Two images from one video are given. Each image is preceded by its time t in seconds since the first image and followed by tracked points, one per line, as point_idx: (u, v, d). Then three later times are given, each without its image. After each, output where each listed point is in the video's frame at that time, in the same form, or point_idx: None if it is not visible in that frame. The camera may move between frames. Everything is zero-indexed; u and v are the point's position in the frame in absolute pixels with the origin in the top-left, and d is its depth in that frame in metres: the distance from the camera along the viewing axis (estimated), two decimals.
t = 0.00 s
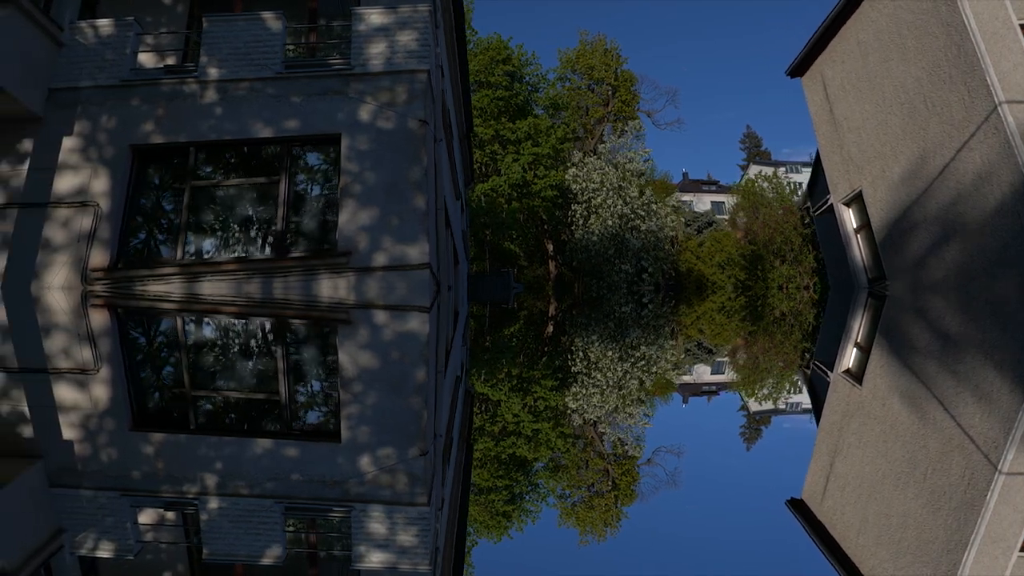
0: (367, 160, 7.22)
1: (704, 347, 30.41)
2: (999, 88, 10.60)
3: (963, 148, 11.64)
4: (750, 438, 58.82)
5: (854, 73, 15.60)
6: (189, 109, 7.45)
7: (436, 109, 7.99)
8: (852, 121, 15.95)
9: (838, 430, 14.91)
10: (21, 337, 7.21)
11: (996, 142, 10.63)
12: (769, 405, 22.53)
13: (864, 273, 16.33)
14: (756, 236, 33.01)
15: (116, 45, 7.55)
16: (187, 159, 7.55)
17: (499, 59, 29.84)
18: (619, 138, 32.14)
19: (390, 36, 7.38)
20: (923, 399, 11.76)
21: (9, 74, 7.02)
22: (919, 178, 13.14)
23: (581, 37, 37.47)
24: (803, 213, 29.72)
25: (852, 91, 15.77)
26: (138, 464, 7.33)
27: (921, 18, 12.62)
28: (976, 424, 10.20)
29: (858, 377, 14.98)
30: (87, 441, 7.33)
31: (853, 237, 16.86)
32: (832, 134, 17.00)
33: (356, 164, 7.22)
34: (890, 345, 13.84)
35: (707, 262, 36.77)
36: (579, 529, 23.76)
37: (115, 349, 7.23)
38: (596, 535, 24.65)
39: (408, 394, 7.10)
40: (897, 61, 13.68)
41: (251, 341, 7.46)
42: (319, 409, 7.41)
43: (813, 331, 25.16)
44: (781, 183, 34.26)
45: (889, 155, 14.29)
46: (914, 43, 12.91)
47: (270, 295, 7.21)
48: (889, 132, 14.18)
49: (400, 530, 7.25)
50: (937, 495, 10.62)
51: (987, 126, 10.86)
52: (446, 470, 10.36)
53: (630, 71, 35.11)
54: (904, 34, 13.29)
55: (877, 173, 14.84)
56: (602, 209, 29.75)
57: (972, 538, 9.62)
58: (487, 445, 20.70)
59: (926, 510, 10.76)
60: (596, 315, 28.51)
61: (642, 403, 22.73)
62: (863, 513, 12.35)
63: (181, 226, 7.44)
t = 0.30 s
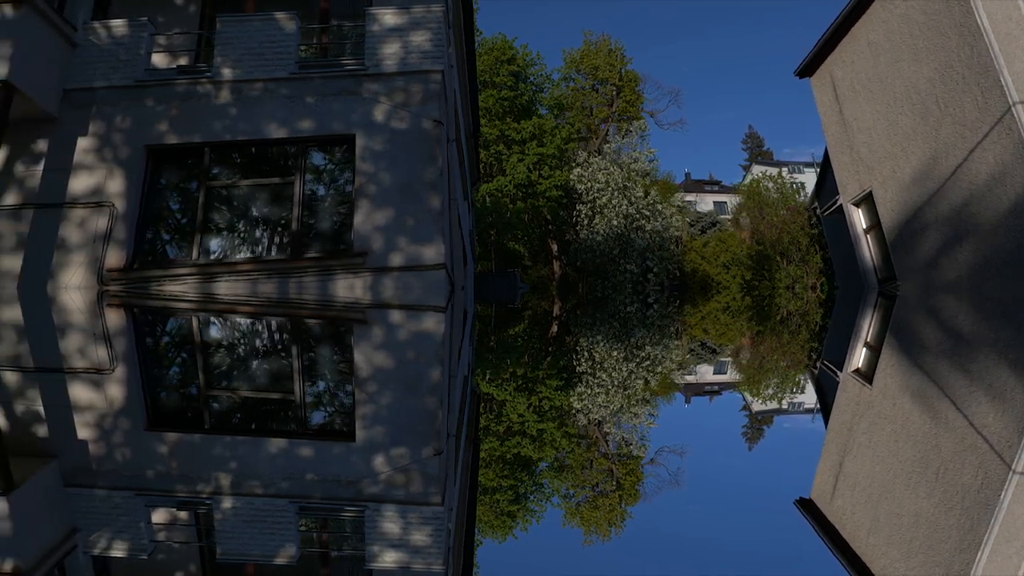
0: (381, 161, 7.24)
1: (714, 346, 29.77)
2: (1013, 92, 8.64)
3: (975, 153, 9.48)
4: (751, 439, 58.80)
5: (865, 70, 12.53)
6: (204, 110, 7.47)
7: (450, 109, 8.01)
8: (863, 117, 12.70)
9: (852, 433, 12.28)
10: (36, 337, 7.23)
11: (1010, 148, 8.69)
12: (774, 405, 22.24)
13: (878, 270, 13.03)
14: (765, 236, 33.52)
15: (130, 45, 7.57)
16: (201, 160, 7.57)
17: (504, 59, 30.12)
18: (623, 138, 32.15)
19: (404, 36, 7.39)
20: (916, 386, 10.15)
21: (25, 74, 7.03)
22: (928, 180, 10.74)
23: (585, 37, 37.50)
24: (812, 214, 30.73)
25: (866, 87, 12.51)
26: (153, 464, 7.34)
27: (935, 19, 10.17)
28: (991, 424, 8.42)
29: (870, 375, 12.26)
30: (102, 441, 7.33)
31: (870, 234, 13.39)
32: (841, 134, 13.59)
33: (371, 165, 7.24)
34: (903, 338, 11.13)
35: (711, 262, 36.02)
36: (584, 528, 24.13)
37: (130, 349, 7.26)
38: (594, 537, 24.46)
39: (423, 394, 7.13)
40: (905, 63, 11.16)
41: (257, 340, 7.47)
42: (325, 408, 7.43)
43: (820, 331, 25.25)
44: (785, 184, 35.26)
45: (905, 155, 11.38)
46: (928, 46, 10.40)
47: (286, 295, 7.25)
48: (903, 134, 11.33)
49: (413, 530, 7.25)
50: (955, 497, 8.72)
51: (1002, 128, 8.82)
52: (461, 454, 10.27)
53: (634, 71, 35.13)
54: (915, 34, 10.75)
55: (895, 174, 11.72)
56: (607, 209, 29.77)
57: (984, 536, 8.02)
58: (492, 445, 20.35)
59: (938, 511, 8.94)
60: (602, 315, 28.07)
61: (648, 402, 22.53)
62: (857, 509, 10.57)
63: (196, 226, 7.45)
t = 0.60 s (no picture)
0: (392, 161, 7.26)
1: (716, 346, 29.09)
2: None
3: (984, 154, 9.48)
4: (752, 438, 58.80)
5: (871, 71, 12.56)
6: (215, 109, 7.47)
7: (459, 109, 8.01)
8: (870, 117, 12.71)
9: (859, 434, 12.04)
10: (47, 337, 7.22)
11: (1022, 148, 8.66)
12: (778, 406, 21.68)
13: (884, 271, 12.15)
14: (767, 236, 33.18)
15: (141, 45, 7.57)
16: (212, 159, 7.58)
17: (507, 59, 30.13)
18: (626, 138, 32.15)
19: (414, 36, 7.40)
20: (925, 386, 10.13)
21: (36, 74, 7.03)
22: (937, 180, 10.74)
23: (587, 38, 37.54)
24: (818, 212, 30.55)
25: (872, 87, 12.51)
26: (164, 464, 7.33)
27: (944, 20, 10.15)
28: (999, 424, 8.43)
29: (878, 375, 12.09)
30: (113, 441, 7.33)
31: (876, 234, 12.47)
32: (848, 135, 13.59)
33: (382, 165, 7.25)
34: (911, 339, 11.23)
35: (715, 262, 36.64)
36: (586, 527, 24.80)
37: (141, 348, 7.27)
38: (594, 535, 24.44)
39: (433, 393, 7.14)
40: (913, 64, 11.12)
41: (260, 341, 7.49)
42: (328, 409, 7.45)
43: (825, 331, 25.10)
44: (788, 183, 35.44)
45: (913, 156, 11.36)
46: (936, 46, 10.38)
47: (297, 295, 7.25)
48: (912, 136, 11.32)
49: (423, 530, 7.23)
50: (964, 496, 8.64)
51: (1013, 128, 8.79)
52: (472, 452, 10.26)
53: (637, 71, 35.11)
54: (924, 35, 10.73)
55: (904, 174, 11.70)
56: (611, 209, 29.73)
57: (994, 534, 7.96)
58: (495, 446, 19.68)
59: (946, 511, 8.86)
60: (605, 314, 27.78)
61: (652, 402, 22.39)
62: (867, 510, 10.40)
63: (206, 226, 7.46)
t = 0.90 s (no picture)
0: (407, 162, 7.32)
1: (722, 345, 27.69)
2: None
3: (998, 155, 8.13)
4: (754, 438, 58.80)
5: (883, 70, 10.70)
6: (229, 110, 7.50)
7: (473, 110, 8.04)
8: (881, 116, 10.84)
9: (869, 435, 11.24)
10: (63, 337, 7.26)
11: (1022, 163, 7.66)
12: (784, 405, 20.52)
13: (893, 272, 11.78)
14: (776, 237, 33.96)
15: (155, 45, 7.59)
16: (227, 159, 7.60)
17: (512, 59, 30.15)
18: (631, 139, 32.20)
19: (428, 37, 7.42)
20: (935, 385, 9.24)
21: (51, 74, 7.04)
22: (948, 181, 9.25)
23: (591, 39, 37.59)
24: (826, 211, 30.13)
25: (884, 87, 10.68)
26: (178, 463, 7.32)
27: (957, 20, 8.60)
28: (1014, 422, 7.57)
29: (884, 373, 11.00)
30: (128, 440, 7.34)
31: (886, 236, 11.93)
32: (858, 136, 11.67)
33: (397, 166, 7.32)
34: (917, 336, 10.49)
35: (719, 262, 35.30)
36: (591, 528, 24.82)
37: (157, 348, 7.31)
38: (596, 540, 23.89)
39: (448, 393, 7.19)
40: (925, 65, 9.51)
41: (269, 341, 7.56)
42: (337, 408, 7.49)
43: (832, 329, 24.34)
44: (793, 184, 36.60)
45: (924, 157, 9.73)
46: (946, 45, 8.93)
47: (314, 294, 7.31)
48: (923, 136, 9.67)
49: (437, 529, 7.18)
50: (975, 495, 7.94)
51: None
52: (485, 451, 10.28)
53: (641, 71, 35.11)
54: (935, 35, 9.16)
55: (915, 175, 10.06)
56: (616, 209, 29.58)
57: (1008, 534, 7.23)
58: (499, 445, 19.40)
59: (957, 509, 8.15)
60: (609, 314, 27.49)
61: (657, 402, 22.41)
62: (876, 510, 9.74)
63: (222, 226, 7.53)
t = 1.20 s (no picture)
0: (422, 162, 7.39)
1: (727, 344, 26.96)
2: None
3: (1011, 155, 8.08)
4: (756, 438, 58.76)
5: (893, 70, 10.67)
6: (243, 110, 7.51)
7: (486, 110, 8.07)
8: (891, 117, 10.84)
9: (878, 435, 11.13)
10: (78, 337, 7.37)
11: None
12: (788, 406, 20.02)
13: (902, 272, 11.83)
14: (783, 236, 34.50)
15: (169, 45, 7.58)
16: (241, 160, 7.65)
17: (516, 60, 30.14)
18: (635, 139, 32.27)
19: (442, 37, 7.42)
20: (946, 385, 9.24)
21: (66, 73, 7.03)
22: (959, 181, 9.25)
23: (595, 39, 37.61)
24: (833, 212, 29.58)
25: (894, 87, 10.65)
26: (192, 463, 7.28)
27: (969, 20, 8.55)
28: None
29: (896, 373, 10.89)
30: (142, 440, 7.30)
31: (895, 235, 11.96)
32: (868, 136, 11.69)
33: (411, 166, 7.39)
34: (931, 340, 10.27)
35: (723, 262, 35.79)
36: (594, 528, 24.74)
37: (172, 347, 7.38)
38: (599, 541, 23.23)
39: (463, 393, 7.22)
40: (936, 65, 9.48)
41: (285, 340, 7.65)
42: (333, 414, 7.49)
43: (841, 328, 23.88)
44: (796, 184, 36.75)
45: (935, 157, 9.72)
46: (957, 45, 8.88)
47: (330, 294, 7.48)
48: (935, 136, 9.66)
49: (451, 528, 7.07)
50: (988, 495, 7.85)
51: None
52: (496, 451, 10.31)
53: (645, 71, 35.10)
54: (946, 36, 9.09)
55: (926, 175, 10.05)
56: (621, 209, 29.67)
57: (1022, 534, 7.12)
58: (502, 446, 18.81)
59: (971, 509, 8.04)
60: (613, 313, 27.28)
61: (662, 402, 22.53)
62: (885, 510, 9.59)
63: (239, 227, 7.59)
